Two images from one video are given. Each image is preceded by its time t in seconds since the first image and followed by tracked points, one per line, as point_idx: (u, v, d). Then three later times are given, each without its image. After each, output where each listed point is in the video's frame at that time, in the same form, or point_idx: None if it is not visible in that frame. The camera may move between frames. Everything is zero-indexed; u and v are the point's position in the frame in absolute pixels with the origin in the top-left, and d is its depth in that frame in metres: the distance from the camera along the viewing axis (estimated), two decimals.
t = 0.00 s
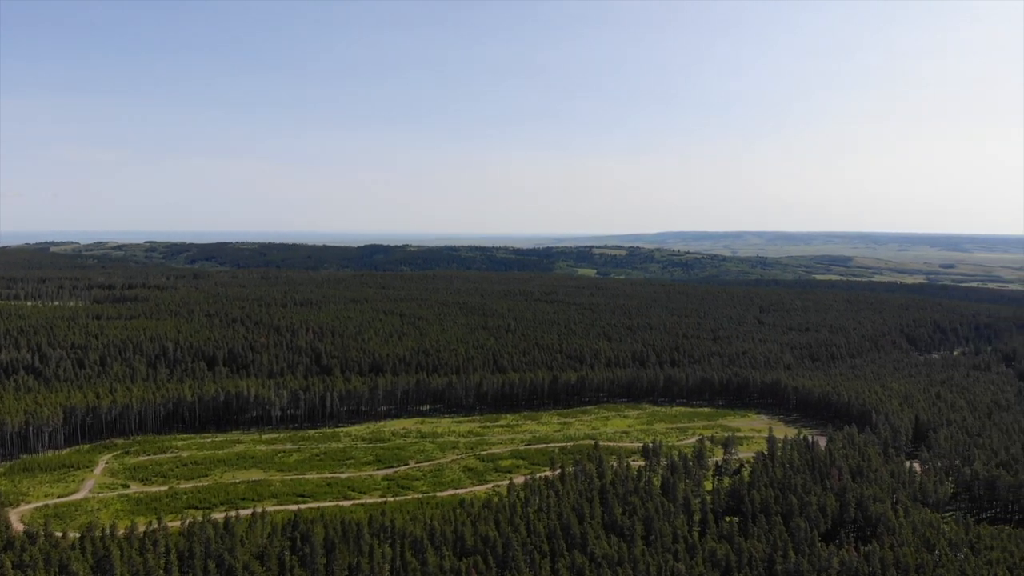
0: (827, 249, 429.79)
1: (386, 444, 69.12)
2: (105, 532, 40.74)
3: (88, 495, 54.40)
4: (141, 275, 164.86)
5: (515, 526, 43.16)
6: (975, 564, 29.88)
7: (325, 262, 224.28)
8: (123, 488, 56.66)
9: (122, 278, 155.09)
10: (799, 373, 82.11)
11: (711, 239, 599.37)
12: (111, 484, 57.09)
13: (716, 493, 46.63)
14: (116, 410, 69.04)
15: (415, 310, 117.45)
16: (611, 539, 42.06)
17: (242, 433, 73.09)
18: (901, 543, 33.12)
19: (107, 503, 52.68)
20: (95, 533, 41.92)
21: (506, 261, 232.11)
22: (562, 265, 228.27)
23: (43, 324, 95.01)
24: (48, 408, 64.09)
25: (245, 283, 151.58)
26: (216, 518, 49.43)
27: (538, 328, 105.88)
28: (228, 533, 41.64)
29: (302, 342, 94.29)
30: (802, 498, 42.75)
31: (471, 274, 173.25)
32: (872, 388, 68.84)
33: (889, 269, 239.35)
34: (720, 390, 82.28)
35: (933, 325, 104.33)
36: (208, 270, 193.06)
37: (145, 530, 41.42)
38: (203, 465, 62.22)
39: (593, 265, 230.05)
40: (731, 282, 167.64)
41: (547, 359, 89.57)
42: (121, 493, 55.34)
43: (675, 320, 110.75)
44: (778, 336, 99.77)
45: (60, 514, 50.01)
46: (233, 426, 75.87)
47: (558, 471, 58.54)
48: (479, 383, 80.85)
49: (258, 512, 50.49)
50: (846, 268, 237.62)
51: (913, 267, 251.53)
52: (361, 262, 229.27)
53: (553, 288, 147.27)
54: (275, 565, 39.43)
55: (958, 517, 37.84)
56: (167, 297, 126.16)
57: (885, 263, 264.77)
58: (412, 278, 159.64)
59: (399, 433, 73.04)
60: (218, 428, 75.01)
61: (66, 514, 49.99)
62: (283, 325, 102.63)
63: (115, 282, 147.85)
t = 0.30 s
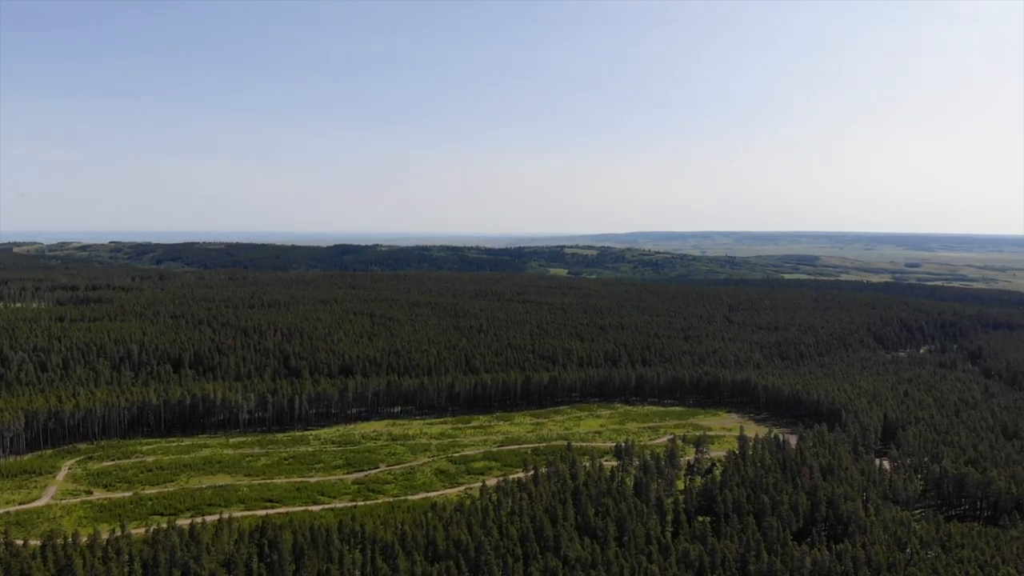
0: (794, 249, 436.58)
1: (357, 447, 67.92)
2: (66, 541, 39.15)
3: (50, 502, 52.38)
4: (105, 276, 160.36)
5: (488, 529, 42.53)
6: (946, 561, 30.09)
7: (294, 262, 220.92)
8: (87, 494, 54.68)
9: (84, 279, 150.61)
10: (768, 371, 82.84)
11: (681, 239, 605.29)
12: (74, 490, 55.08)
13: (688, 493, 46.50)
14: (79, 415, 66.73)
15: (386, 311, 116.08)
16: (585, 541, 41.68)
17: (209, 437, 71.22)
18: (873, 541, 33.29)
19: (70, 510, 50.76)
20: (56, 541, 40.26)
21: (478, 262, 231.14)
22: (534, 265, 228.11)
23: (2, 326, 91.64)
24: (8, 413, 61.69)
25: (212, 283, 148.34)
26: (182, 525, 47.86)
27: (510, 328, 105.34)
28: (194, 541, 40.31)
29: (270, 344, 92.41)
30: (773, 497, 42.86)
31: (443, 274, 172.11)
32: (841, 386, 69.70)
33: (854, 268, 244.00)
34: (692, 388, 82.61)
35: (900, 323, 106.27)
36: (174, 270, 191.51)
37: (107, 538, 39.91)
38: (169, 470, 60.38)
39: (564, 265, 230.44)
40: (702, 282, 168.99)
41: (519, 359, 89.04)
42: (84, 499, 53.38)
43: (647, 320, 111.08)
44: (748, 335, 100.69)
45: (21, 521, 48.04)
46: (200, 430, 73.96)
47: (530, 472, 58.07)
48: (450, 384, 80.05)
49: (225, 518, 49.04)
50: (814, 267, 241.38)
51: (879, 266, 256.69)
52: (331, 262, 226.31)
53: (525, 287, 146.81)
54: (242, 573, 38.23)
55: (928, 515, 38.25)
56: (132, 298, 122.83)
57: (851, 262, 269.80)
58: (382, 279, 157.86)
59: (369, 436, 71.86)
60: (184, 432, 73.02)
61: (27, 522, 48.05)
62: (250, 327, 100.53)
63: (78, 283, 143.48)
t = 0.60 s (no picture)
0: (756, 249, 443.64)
1: (321, 451, 66.44)
2: (17, 551, 37.23)
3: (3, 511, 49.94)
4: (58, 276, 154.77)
5: (455, 534, 41.76)
6: (910, 558, 30.35)
7: (257, 263, 216.40)
8: (42, 501, 52.29)
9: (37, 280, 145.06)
10: (733, 370, 83.63)
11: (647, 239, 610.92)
12: (28, 498, 52.64)
13: (655, 492, 46.34)
14: (33, 420, 63.93)
15: (350, 312, 114.25)
16: (553, 544, 41.21)
17: (169, 442, 68.91)
18: (839, 539, 33.55)
19: (24, 519, 48.45)
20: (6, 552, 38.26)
21: (444, 262, 229.55)
22: (501, 265, 227.46)
23: None
24: None
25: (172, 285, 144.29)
26: (140, 533, 46.03)
27: (477, 328, 104.57)
28: (152, 550, 38.71)
29: (232, 346, 90.10)
30: (740, 496, 42.98)
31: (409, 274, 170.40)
32: (805, 384, 70.56)
33: (814, 267, 249.03)
34: (658, 387, 82.96)
35: (861, 322, 108.38)
36: (132, 271, 190.55)
37: (61, 548, 38.10)
38: (128, 476, 58.16)
39: (531, 265, 230.22)
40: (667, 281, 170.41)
41: (486, 360, 88.31)
42: (39, 507, 51.04)
43: (613, 319, 111.37)
44: (713, 334, 101.63)
45: None
46: (159, 435, 71.59)
47: (498, 474, 57.44)
48: (417, 385, 78.98)
49: (185, 525, 47.30)
50: (776, 266, 245.54)
51: (838, 265, 262.36)
52: (295, 262, 222.36)
53: (492, 287, 146.06)
54: None
55: (892, 512, 38.74)
56: (88, 300, 118.67)
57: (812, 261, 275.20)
58: (347, 279, 155.30)
59: (333, 439, 70.41)
60: (144, 437, 70.59)
61: None
62: (211, 328, 97.94)
63: (31, 284, 138.06)
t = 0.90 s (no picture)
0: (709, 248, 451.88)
1: (274, 456, 64.55)
2: None
3: None
4: None
5: (413, 539, 40.84)
6: (865, 554, 30.85)
7: (208, 265, 210.35)
8: None
9: None
10: (689, 368, 84.46)
11: (603, 239, 616.30)
12: None
13: (614, 492, 46.19)
14: None
15: (305, 313, 111.78)
16: (512, 547, 40.71)
17: (116, 449, 66.02)
18: (796, 537, 33.89)
19: None
20: None
21: (401, 262, 227.15)
22: (459, 265, 226.18)
23: None
24: None
25: (120, 286, 139.03)
26: (86, 543, 43.71)
27: (435, 329, 103.44)
28: (99, 561, 36.72)
29: (182, 349, 87.06)
30: (698, 494, 43.18)
31: (366, 275, 168.07)
32: (759, 382, 71.72)
33: (766, 266, 254.81)
34: (615, 386, 83.28)
35: (813, 320, 110.92)
36: (75, 271, 191.52)
37: None
38: (73, 485, 55.36)
39: (489, 265, 229.49)
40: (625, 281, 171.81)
41: (445, 361, 87.31)
42: None
43: (572, 319, 111.62)
44: (669, 333, 102.72)
45: None
46: (105, 442, 68.58)
47: (456, 477, 56.68)
48: (373, 388, 77.52)
49: (134, 534, 45.15)
50: (730, 266, 250.28)
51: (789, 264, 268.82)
52: (247, 262, 216.90)
53: (450, 288, 144.98)
54: None
55: (847, 509, 39.43)
56: (28, 302, 113.25)
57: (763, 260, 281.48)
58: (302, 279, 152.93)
59: (288, 444, 68.52)
60: (90, 444, 67.52)
61: None
62: (160, 331, 94.50)
63: None
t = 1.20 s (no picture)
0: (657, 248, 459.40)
1: (220, 463, 62.16)
2: None
3: None
4: None
5: (364, 546, 39.71)
6: (815, 550, 31.43)
7: (149, 267, 202.68)
8: None
9: None
10: (639, 366, 85.16)
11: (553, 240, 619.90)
12: None
13: (567, 492, 45.95)
14: None
15: (251, 316, 108.52)
16: (466, 551, 40.04)
17: (53, 457, 62.53)
18: (748, 535, 34.41)
19: None
20: None
21: (350, 262, 223.46)
22: (409, 265, 223.73)
23: None
24: None
25: (55, 288, 132.58)
26: (20, 557, 41.08)
27: (385, 330, 101.73)
28: None
29: (122, 353, 83.25)
30: (650, 493, 43.34)
31: (314, 275, 164.73)
32: (708, 379, 72.87)
33: (713, 265, 260.43)
34: (567, 386, 83.41)
35: (758, 318, 113.50)
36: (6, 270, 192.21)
37: None
38: (7, 495, 52.12)
39: (440, 265, 227.74)
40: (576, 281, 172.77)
41: (395, 363, 85.89)
42: None
43: (524, 318, 111.45)
44: (620, 331, 103.62)
45: None
46: (41, 450, 64.95)
47: (408, 481, 55.64)
48: (321, 391, 75.61)
49: (73, 546, 42.67)
50: (678, 265, 254.76)
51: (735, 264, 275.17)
52: (190, 263, 209.91)
53: (401, 288, 143.05)
54: None
55: (796, 505, 40.23)
56: None
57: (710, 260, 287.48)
58: (245, 280, 150.17)
59: (233, 450, 66.13)
60: (25, 453, 63.82)
61: None
62: (98, 335, 90.23)
63: None
